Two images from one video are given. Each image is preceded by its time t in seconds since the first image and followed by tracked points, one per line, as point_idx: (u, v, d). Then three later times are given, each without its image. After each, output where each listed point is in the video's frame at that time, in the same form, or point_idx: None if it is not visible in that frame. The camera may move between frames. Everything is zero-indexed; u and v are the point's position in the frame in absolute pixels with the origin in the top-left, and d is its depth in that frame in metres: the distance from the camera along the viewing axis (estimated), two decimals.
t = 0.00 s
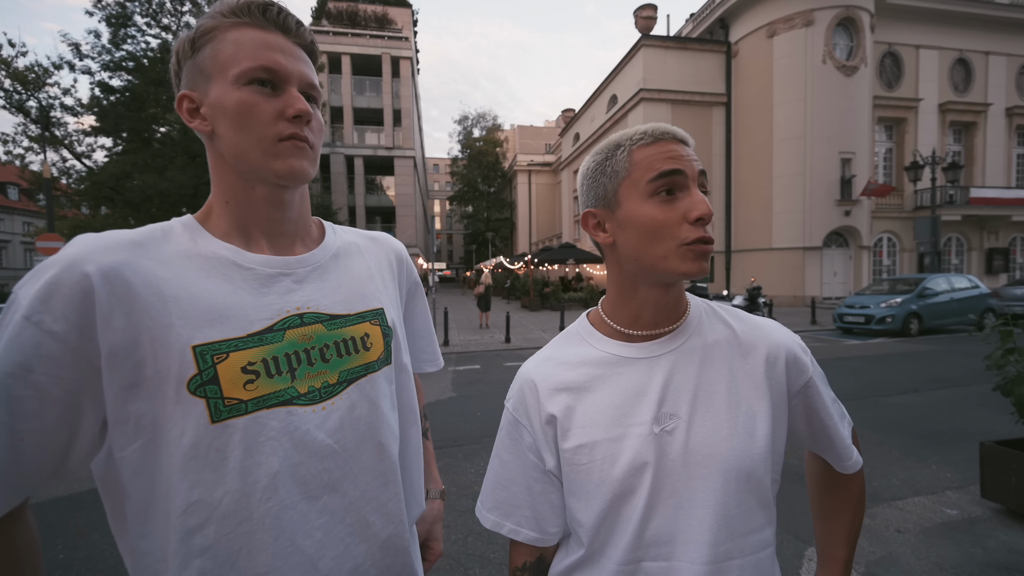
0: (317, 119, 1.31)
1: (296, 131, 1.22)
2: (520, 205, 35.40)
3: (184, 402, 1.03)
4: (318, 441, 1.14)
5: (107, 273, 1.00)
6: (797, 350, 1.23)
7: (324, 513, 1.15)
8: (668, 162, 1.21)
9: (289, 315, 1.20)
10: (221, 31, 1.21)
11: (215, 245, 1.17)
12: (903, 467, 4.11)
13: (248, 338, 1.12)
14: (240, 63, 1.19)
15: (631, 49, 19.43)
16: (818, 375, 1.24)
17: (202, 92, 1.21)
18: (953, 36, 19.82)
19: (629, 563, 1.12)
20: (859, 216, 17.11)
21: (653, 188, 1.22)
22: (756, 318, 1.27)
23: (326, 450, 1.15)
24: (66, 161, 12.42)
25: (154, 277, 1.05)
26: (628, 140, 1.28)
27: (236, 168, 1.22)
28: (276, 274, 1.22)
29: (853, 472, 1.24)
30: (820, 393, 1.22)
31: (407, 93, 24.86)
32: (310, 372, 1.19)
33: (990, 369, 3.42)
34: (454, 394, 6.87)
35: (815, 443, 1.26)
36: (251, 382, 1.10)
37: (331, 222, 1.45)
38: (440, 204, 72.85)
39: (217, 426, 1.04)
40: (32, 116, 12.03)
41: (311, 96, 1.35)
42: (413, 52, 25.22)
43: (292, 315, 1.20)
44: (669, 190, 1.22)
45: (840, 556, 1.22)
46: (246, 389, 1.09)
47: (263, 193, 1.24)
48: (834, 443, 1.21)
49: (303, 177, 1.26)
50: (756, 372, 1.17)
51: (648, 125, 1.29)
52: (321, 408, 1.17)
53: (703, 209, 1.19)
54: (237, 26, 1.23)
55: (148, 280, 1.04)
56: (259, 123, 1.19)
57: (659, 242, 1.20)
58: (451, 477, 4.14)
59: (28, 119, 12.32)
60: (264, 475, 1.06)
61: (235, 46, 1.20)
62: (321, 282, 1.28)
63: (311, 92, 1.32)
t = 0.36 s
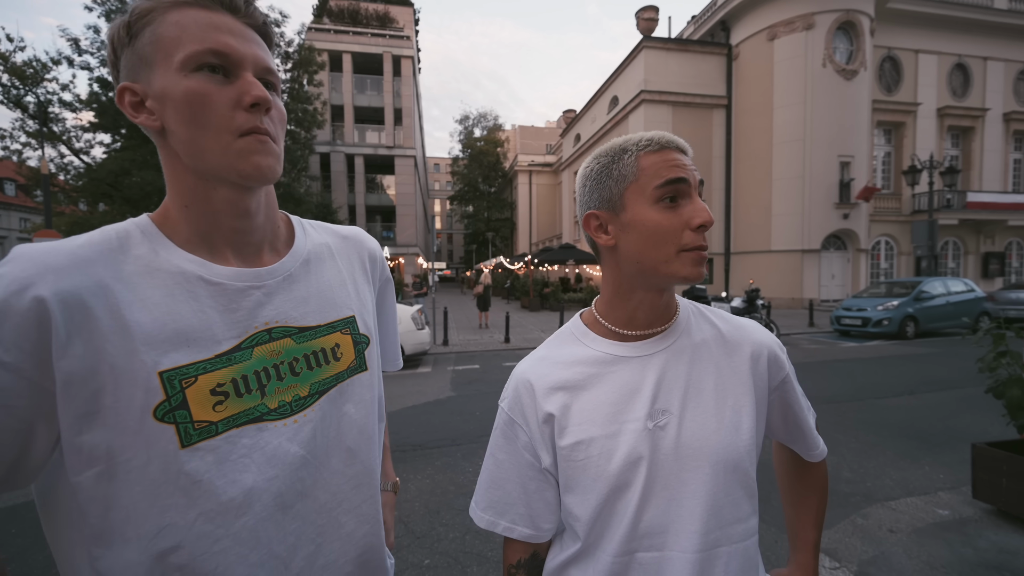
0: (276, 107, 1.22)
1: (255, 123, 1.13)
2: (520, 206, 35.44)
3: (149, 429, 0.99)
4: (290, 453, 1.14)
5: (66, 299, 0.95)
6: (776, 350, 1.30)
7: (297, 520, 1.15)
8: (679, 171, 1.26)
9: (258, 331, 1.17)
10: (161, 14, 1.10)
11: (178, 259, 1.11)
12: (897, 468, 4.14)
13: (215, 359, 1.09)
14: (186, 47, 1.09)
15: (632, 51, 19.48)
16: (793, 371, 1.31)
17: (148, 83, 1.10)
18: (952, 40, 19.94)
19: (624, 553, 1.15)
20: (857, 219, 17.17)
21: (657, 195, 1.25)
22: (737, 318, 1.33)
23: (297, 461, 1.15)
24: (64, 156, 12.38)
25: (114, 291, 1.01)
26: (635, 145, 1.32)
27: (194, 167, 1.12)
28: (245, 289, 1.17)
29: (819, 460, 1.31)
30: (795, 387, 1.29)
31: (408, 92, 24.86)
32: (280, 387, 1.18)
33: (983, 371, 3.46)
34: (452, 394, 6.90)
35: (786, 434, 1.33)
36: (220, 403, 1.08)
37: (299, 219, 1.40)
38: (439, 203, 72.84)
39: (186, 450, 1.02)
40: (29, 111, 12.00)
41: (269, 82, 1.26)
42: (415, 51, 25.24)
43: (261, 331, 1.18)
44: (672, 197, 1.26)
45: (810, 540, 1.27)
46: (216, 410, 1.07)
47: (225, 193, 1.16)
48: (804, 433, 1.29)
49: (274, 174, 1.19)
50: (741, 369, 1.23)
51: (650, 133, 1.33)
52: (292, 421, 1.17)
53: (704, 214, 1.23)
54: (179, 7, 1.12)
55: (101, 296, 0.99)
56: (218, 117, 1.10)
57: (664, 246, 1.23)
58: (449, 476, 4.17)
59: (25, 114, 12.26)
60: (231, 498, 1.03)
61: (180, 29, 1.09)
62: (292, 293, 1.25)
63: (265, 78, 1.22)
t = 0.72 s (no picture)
0: (283, 135, 1.28)
1: (259, 148, 1.19)
2: (518, 207, 35.53)
3: (171, 404, 1.09)
4: (288, 440, 1.16)
5: (109, 289, 1.03)
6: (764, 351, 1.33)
7: (297, 502, 1.15)
8: (606, 184, 1.32)
9: (259, 328, 1.23)
10: (186, 60, 1.20)
11: (195, 261, 1.19)
12: (889, 469, 4.19)
13: (223, 347, 1.15)
14: (205, 86, 1.18)
15: (631, 53, 19.57)
16: (782, 375, 1.34)
17: (173, 116, 1.20)
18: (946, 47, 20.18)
19: (613, 546, 1.19)
20: (852, 223, 17.28)
21: (592, 209, 1.35)
22: (729, 322, 1.36)
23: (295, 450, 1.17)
24: (60, 153, 12.37)
25: (147, 287, 1.10)
26: (590, 162, 1.39)
27: (211, 185, 1.19)
28: (250, 290, 1.22)
29: (807, 461, 1.34)
30: (783, 391, 1.33)
31: (408, 92, 24.91)
32: (276, 378, 1.21)
33: (972, 374, 3.51)
34: (450, 394, 6.93)
35: (775, 437, 1.37)
36: (227, 384, 1.13)
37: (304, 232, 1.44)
38: (438, 203, 72.87)
39: (201, 425, 1.08)
40: (25, 107, 11.96)
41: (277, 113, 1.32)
42: (415, 51, 25.27)
43: (261, 328, 1.23)
44: (607, 209, 1.33)
45: (797, 539, 1.32)
46: (225, 391, 1.12)
47: (233, 207, 1.23)
48: (792, 435, 1.32)
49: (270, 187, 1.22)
50: (729, 370, 1.26)
51: (604, 147, 1.37)
52: (286, 409, 1.20)
53: (631, 222, 1.27)
54: (202, 54, 1.22)
55: (140, 294, 1.09)
56: (220, 138, 1.16)
57: (598, 253, 1.32)
58: (446, 477, 4.19)
59: (21, 110, 12.21)
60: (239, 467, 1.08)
61: (200, 69, 1.18)
62: (295, 294, 1.29)
63: (275, 110, 1.29)
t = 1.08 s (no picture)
0: (304, 160, 1.53)
1: (280, 175, 1.47)
2: (519, 207, 35.54)
3: (224, 380, 1.36)
4: (307, 419, 1.43)
5: (185, 291, 1.31)
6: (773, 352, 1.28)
7: (308, 471, 1.41)
8: (584, 198, 1.29)
9: (295, 326, 1.51)
10: (243, 113, 1.55)
11: (247, 268, 1.47)
12: (896, 473, 4.13)
13: (265, 340, 1.44)
14: (247, 133, 1.51)
15: (633, 53, 19.55)
16: (792, 376, 1.29)
17: (238, 157, 1.56)
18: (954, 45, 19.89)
19: (614, 541, 1.16)
20: (858, 224, 17.17)
21: (574, 224, 1.33)
22: (737, 323, 1.30)
23: (313, 426, 1.45)
24: (69, 154, 12.57)
25: (211, 290, 1.37)
26: (569, 175, 1.35)
27: (257, 211, 1.52)
28: (290, 294, 1.51)
29: (820, 466, 1.30)
30: (794, 394, 1.26)
31: (409, 92, 24.89)
32: (305, 367, 1.48)
33: (982, 377, 3.44)
34: (450, 394, 6.90)
35: (787, 440, 1.32)
36: (265, 368, 1.41)
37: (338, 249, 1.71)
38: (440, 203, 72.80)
39: (244, 399, 1.36)
40: (35, 110, 12.00)
41: (310, 147, 1.58)
42: (416, 52, 25.25)
43: (297, 326, 1.51)
44: (588, 221, 1.30)
45: (808, 543, 1.27)
46: (262, 373, 1.41)
47: (274, 227, 1.51)
48: (804, 441, 1.27)
49: (291, 211, 1.49)
50: (734, 370, 1.21)
51: (579, 160, 1.34)
52: (311, 395, 1.47)
53: (611, 233, 1.24)
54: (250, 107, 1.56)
55: (207, 295, 1.36)
56: (255, 171, 1.48)
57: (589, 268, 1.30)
58: (447, 476, 4.16)
59: (31, 113, 12.25)
60: (268, 437, 1.35)
61: (248, 119, 1.52)
62: (323, 300, 1.58)
63: (303, 140, 1.55)
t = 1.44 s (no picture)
0: (327, 169, 1.62)
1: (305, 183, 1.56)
2: (529, 207, 35.52)
3: (254, 365, 1.44)
4: (329, 406, 1.50)
5: (221, 278, 1.41)
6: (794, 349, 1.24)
7: (328, 458, 1.47)
8: (589, 205, 1.26)
9: (317, 319, 1.58)
10: (270, 128, 1.65)
11: (276, 263, 1.55)
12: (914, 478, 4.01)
13: (290, 331, 1.51)
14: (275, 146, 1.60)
15: (646, 49, 19.34)
16: (811, 375, 1.24)
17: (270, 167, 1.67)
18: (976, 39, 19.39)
19: (628, 540, 1.13)
20: (877, 223, 16.84)
21: (582, 231, 1.30)
22: (757, 322, 1.25)
23: (334, 413, 1.51)
24: (90, 156, 12.78)
25: (245, 278, 1.47)
26: (573, 181, 1.32)
27: (286, 215, 1.61)
28: (313, 290, 1.59)
29: (840, 467, 1.26)
30: (813, 393, 1.22)
31: (421, 93, 24.96)
32: (327, 357, 1.55)
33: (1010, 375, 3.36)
34: (461, 393, 6.90)
35: (806, 440, 1.27)
36: (291, 355, 1.49)
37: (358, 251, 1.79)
38: (450, 203, 72.99)
39: (274, 382, 1.45)
40: (58, 113, 12.24)
41: (331, 156, 1.65)
42: (427, 51, 25.29)
43: (320, 319, 1.58)
44: (595, 228, 1.27)
45: (828, 548, 1.24)
46: (289, 360, 1.48)
47: (301, 230, 1.59)
48: (824, 441, 1.23)
49: (315, 215, 1.58)
50: (753, 370, 1.17)
51: (580, 165, 1.31)
52: (333, 382, 1.54)
53: (619, 238, 1.21)
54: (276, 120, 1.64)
55: (240, 283, 1.45)
56: (282, 181, 1.57)
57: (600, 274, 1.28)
58: (458, 474, 4.15)
59: (54, 116, 12.50)
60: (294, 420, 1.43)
61: (275, 133, 1.61)
62: (344, 297, 1.66)
63: (326, 150, 1.63)
